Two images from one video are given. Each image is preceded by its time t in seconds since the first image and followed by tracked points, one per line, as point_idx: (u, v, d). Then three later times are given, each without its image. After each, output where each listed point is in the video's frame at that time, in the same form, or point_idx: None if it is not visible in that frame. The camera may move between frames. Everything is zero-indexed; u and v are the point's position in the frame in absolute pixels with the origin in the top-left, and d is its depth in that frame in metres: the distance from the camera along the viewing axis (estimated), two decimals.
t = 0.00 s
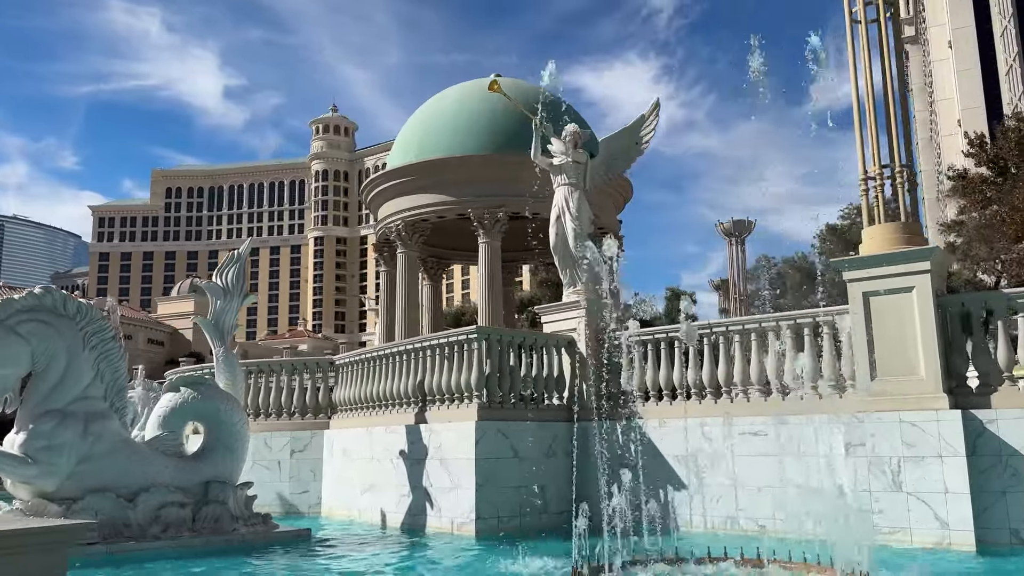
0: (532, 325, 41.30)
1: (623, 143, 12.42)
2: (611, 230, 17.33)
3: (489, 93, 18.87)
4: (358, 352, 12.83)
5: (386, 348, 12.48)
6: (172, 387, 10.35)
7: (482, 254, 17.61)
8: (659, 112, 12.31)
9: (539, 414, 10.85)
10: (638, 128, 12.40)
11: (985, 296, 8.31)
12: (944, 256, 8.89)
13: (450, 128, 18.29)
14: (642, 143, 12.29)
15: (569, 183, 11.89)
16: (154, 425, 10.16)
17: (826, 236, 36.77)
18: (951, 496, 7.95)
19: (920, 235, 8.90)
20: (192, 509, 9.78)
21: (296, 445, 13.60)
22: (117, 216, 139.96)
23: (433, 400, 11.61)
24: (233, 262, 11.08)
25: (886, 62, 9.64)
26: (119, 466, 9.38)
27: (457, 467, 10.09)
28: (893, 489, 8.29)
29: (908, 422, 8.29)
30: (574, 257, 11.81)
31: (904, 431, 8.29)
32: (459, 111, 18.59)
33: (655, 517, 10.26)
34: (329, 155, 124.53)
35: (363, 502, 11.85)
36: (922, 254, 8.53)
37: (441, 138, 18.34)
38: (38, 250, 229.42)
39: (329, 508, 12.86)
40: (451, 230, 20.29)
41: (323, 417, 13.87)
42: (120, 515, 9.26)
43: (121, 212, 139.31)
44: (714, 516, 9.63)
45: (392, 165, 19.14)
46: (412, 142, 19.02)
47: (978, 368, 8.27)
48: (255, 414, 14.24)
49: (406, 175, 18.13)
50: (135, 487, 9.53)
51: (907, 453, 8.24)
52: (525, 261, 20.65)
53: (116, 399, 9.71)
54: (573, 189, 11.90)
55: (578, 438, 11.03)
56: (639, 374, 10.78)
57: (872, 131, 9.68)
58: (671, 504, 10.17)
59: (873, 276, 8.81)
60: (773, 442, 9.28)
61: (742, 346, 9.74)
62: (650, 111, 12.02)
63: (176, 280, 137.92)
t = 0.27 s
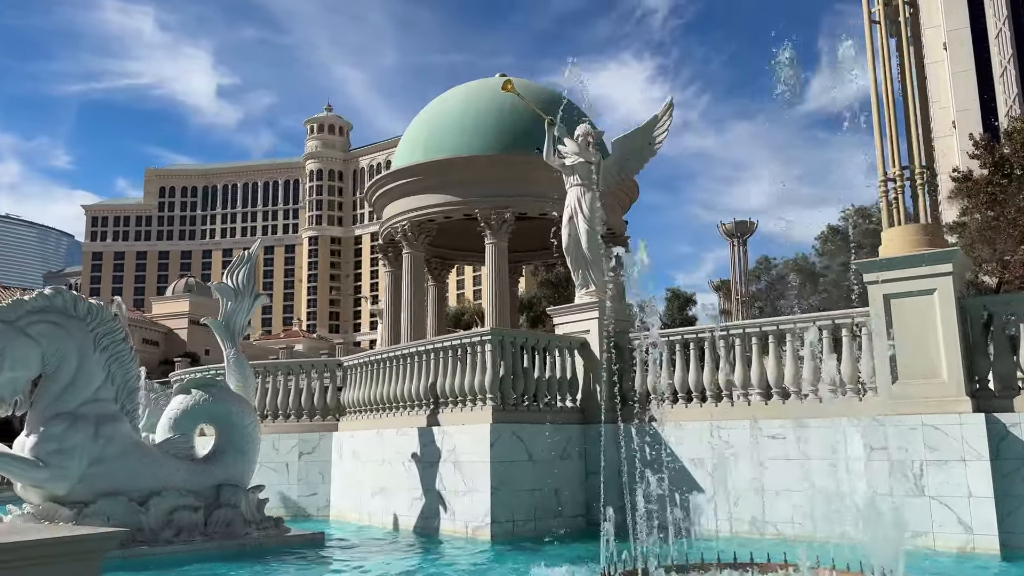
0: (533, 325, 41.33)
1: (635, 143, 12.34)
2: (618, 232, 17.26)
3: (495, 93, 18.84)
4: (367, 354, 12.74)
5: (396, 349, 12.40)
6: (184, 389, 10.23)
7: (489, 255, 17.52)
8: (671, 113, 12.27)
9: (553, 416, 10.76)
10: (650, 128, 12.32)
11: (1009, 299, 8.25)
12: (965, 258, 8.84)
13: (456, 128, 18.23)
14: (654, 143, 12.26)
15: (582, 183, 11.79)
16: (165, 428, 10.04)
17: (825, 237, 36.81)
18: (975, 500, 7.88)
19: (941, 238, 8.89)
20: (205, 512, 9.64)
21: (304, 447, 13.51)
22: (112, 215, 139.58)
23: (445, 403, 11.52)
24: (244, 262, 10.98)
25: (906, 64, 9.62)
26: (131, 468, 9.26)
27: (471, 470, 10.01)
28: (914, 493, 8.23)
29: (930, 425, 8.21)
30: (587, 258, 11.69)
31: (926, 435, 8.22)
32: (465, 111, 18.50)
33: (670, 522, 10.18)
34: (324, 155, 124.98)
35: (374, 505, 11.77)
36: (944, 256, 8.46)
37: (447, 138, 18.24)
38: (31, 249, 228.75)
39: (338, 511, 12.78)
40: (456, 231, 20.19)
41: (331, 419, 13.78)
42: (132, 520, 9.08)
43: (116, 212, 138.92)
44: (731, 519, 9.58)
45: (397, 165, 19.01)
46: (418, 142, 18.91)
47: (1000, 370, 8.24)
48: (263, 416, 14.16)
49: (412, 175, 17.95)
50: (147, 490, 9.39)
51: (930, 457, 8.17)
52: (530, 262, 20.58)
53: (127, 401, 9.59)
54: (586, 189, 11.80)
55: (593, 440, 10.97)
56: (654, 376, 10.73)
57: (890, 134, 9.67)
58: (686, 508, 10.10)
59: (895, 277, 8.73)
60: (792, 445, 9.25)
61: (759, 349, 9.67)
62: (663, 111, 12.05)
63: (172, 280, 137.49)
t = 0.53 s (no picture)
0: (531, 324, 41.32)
1: (647, 143, 12.29)
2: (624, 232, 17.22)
3: (500, 92, 18.81)
4: (376, 353, 12.66)
5: (406, 349, 12.33)
6: (194, 389, 10.14)
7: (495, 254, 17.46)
8: (683, 113, 12.26)
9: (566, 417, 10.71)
10: (662, 128, 12.30)
11: None
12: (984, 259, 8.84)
13: (462, 127, 18.17)
14: (666, 143, 12.24)
15: (594, 183, 11.75)
16: (175, 428, 9.95)
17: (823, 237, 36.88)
18: (995, 501, 7.85)
19: (959, 239, 8.93)
20: (217, 513, 9.56)
21: (312, 448, 13.44)
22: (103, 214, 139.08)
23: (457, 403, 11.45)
24: (255, 261, 10.92)
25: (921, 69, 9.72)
26: (143, 469, 9.17)
27: (485, 471, 9.96)
28: (934, 494, 8.20)
29: (950, 426, 8.19)
30: (598, 258, 11.64)
31: (945, 436, 8.19)
32: (471, 110, 18.45)
33: (684, 522, 10.14)
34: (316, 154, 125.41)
35: (384, 506, 11.71)
36: (963, 257, 8.46)
37: (452, 137, 18.18)
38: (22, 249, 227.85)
39: (346, 511, 12.72)
40: (460, 231, 20.13)
41: (338, 419, 13.71)
42: (145, 521, 8.97)
43: (107, 211, 138.45)
44: (747, 521, 9.56)
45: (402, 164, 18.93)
46: (423, 141, 18.83)
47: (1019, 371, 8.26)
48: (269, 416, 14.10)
49: (418, 174, 17.84)
50: (159, 491, 9.29)
51: (949, 458, 8.14)
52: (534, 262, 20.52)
53: (138, 401, 9.49)
54: (598, 189, 11.76)
55: (605, 441, 10.93)
56: (667, 377, 10.71)
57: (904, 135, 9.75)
58: (700, 509, 10.07)
59: (913, 278, 8.73)
60: (808, 446, 9.24)
61: (775, 350, 9.66)
62: (676, 110, 12.13)
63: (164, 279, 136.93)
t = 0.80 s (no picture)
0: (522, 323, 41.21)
1: (652, 141, 12.33)
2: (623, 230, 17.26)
3: (499, 91, 18.85)
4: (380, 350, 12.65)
5: (410, 345, 12.32)
6: (201, 385, 10.08)
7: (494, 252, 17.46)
8: (687, 111, 12.33)
9: (573, 414, 10.73)
10: (666, 127, 12.36)
11: None
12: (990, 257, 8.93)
13: (461, 124, 18.18)
14: (670, 142, 12.30)
15: (599, 180, 11.77)
16: (181, 424, 9.89)
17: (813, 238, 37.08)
18: (1004, 496, 7.92)
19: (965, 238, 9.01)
20: (224, 510, 9.51)
21: (314, 444, 13.41)
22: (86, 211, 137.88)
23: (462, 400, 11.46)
24: (260, 257, 10.89)
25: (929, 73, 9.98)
26: (150, 465, 9.10)
27: (493, 467, 9.97)
28: (942, 490, 8.27)
29: (958, 422, 8.27)
30: (604, 256, 11.68)
31: (954, 432, 8.27)
32: (470, 107, 18.48)
33: (693, 518, 10.18)
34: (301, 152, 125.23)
35: (388, 503, 11.67)
36: (971, 254, 8.52)
37: (452, 134, 18.16)
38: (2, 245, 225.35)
39: (348, 508, 12.67)
40: (458, 229, 20.11)
41: (340, 416, 13.66)
42: (153, 517, 8.88)
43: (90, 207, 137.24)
44: (755, 517, 9.63)
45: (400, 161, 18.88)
46: (421, 139, 18.80)
47: None
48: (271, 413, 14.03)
49: (418, 172, 17.80)
50: (166, 487, 9.22)
51: (957, 454, 8.22)
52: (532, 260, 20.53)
53: (144, 396, 9.42)
54: (603, 186, 11.79)
55: (612, 437, 10.98)
56: (673, 374, 10.76)
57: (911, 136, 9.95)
58: (708, 505, 10.12)
59: (921, 276, 8.79)
60: (816, 442, 9.32)
61: (782, 347, 9.73)
62: (681, 109, 12.24)
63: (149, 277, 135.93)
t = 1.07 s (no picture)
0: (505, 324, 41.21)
1: (648, 145, 12.37)
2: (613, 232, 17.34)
3: (488, 92, 18.86)
4: (373, 351, 12.61)
5: (404, 346, 12.29)
6: (196, 386, 9.98)
7: (486, 253, 17.45)
8: (684, 114, 12.41)
9: (570, 415, 10.76)
10: (661, 130, 12.43)
11: None
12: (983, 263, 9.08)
13: (452, 124, 18.16)
14: (665, 145, 12.37)
15: (596, 183, 11.81)
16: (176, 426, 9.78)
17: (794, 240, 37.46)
18: (999, 497, 8.05)
19: (960, 244, 9.13)
20: (221, 512, 9.38)
21: (305, 446, 13.34)
22: (58, 208, 135.71)
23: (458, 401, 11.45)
24: (255, 257, 10.80)
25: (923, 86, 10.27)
26: (146, 466, 9.00)
27: (491, 469, 9.97)
28: (938, 491, 8.38)
29: (954, 424, 8.39)
30: (600, 258, 11.72)
31: (950, 434, 8.38)
32: (461, 108, 18.47)
33: (689, 520, 10.23)
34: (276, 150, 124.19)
35: (382, 505, 11.64)
36: (966, 259, 8.64)
37: (443, 134, 18.12)
38: None
39: (341, 510, 12.63)
40: (447, 229, 20.08)
41: (332, 417, 13.59)
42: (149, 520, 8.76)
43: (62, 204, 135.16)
44: (752, 519, 9.71)
45: (390, 161, 18.79)
46: (411, 139, 18.73)
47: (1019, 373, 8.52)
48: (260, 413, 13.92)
49: (408, 172, 17.75)
50: (162, 489, 9.10)
51: (952, 455, 8.34)
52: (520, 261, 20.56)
53: (140, 397, 9.30)
54: (599, 189, 11.83)
55: (608, 439, 11.02)
56: (668, 376, 10.83)
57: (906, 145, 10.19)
58: (704, 506, 10.16)
59: (917, 280, 8.91)
60: (812, 444, 9.41)
61: (779, 350, 9.84)
62: (676, 112, 12.32)
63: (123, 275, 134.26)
